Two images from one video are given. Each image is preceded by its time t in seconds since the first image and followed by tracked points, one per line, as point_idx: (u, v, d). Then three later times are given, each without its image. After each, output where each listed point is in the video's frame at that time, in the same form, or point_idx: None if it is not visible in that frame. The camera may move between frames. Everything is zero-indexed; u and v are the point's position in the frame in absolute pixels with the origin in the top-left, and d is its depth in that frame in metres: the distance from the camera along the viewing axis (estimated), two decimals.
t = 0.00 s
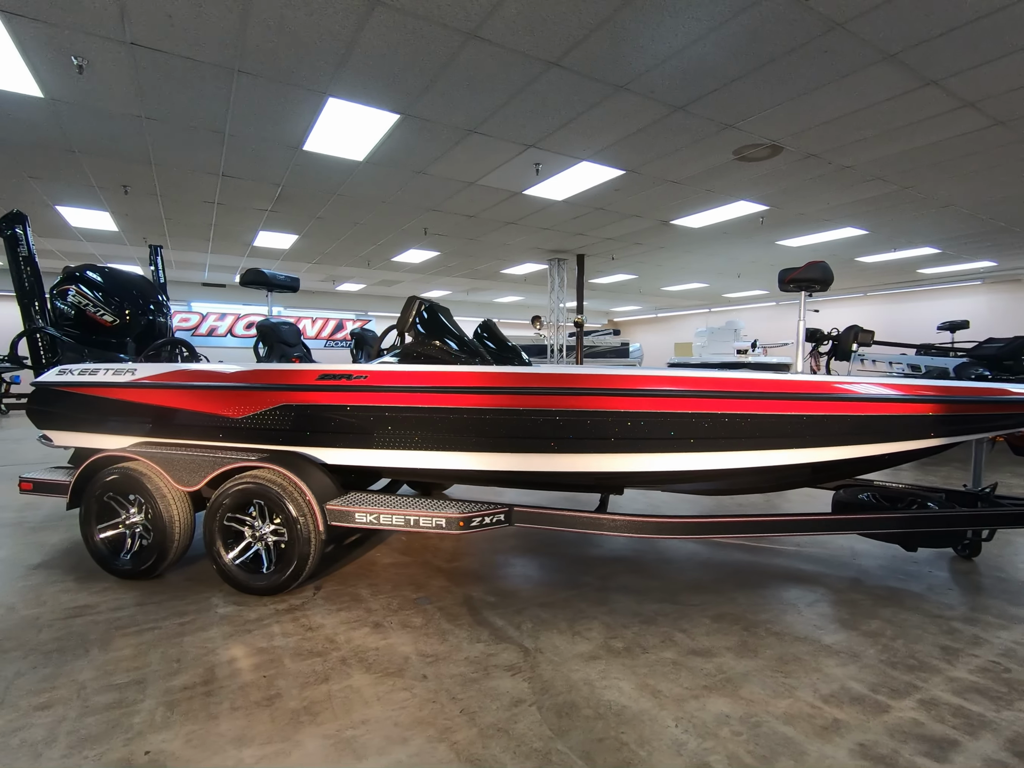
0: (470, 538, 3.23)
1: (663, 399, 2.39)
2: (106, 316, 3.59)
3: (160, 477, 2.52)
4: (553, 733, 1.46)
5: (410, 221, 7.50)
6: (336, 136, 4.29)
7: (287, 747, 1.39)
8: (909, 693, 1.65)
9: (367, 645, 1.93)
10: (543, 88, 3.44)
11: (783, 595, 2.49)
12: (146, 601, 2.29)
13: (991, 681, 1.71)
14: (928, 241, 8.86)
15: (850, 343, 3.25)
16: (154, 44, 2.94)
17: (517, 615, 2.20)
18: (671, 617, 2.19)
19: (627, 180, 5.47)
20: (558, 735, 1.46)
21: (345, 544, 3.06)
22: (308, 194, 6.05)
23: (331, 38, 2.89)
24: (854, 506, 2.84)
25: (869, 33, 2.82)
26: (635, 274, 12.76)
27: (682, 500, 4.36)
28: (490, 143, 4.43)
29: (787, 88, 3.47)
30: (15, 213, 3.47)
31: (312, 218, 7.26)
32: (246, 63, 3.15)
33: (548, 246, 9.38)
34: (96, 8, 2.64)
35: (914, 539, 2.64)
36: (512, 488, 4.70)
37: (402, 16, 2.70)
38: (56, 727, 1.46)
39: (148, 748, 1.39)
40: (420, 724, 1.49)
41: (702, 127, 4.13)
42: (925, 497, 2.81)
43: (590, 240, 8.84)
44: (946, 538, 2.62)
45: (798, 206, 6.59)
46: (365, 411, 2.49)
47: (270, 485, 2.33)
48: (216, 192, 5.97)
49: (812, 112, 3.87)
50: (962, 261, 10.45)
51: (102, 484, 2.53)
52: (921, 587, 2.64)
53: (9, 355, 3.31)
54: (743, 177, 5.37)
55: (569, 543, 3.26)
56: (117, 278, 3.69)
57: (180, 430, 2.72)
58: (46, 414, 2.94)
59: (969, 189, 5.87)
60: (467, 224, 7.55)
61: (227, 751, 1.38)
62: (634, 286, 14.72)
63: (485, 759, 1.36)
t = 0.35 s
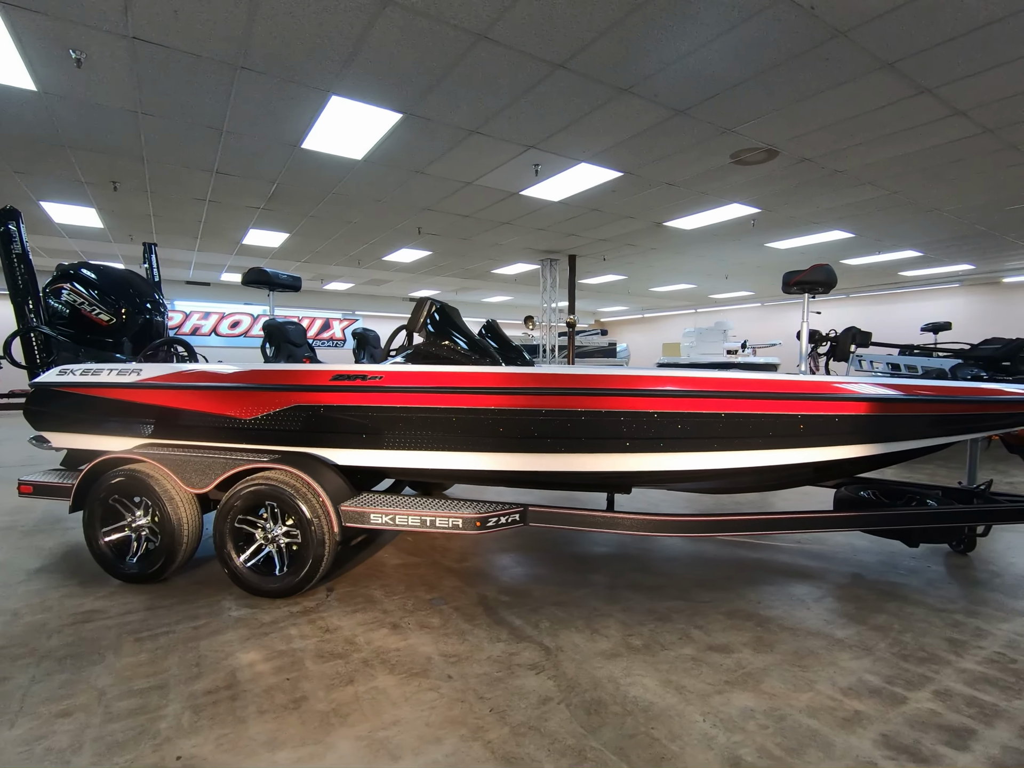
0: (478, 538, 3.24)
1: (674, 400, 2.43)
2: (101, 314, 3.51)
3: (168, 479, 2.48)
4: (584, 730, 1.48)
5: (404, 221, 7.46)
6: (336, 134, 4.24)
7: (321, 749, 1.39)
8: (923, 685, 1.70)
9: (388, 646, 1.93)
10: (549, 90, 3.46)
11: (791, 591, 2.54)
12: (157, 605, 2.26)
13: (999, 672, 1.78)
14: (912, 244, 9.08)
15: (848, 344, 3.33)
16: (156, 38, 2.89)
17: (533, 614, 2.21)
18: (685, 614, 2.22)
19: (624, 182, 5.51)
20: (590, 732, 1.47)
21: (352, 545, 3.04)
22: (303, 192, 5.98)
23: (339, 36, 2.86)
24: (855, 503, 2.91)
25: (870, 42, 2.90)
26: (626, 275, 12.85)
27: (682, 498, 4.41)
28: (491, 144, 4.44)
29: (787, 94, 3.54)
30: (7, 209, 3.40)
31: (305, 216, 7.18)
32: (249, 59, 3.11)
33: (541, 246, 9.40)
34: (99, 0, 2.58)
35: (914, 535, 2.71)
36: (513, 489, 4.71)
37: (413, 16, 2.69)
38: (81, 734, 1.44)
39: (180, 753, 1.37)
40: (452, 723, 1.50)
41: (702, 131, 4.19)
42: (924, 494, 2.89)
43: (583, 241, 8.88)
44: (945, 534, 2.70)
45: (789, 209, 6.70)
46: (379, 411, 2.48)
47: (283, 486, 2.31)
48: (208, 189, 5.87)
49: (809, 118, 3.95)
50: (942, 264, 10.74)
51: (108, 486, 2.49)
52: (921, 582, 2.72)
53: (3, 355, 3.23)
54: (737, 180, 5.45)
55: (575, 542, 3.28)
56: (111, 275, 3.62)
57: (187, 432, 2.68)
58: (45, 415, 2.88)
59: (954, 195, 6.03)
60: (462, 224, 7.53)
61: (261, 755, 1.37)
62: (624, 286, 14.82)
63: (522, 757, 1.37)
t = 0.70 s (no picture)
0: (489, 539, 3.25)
1: (692, 401, 2.47)
2: (103, 314, 3.45)
3: (184, 482, 2.46)
4: (623, 727, 1.50)
5: (401, 221, 7.42)
6: (340, 133, 4.22)
7: (366, 751, 1.39)
8: (941, 677, 1.76)
9: (416, 648, 1.93)
10: (558, 93, 3.49)
11: (802, 588, 2.59)
12: (175, 609, 2.23)
13: (1011, 664, 1.85)
14: (898, 248, 9.31)
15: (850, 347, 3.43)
16: (165, 34, 2.85)
17: (555, 613, 2.23)
18: (704, 612, 2.26)
19: (623, 185, 5.56)
20: (628, 729, 1.50)
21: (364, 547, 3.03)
22: (301, 192, 5.93)
23: (354, 37, 2.86)
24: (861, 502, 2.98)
25: (874, 52, 2.98)
26: (618, 276, 12.94)
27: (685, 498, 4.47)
28: (495, 146, 4.45)
29: (790, 102, 3.62)
30: (8, 206, 3.32)
31: (301, 215, 7.11)
32: (260, 58, 3.08)
33: (536, 247, 9.42)
34: None
35: (919, 532, 2.79)
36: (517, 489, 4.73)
37: (429, 18, 2.69)
38: (119, 740, 1.43)
39: (223, 757, 1.37)
40: (492, 723, 1.51)
41: (705, 136, 4.25)
42: (926, 492, 2.97)
43: (578, 242, 8.93)
44: (948, 531, 2.77)
45: (783, 213, 6.82)
46: (401, 413, 2.49)
47: (303, 488, 2.30)
48: (204, 187, 5.78)
49: (809, 124, 4.04)
50: (925, 268, 11.01)
51: (121, 489, 2.46)
52: (925, 578, 2.80)
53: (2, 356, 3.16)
54: (735, 184, 5.53)
55: (586, 542, 3.31)
56: (111, 274, 3.57)
57: (201, 434, 2.66)
58: (51, 417, 2.83)
59: (942, 200, 6.20)
60: (459, 224, 7.52)
61: (305, 758, 1.37)
62: (615, 287, 14.93)
63: (565, 754, 1.40)
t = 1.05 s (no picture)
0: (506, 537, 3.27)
1: (717, 400, 2.51)
2: (114, 313, 3.42)
3: (209, 482, 2.46)
4: (667, 721, 1.53)
5: (403, 221, 7.41)
6: (351, 132, 4.21)
7: (419, 747, 1.41)
8: (966, 668, 1.82)
9: (452, 645, 1.95)
10: (572, 96, 3.53)
11: (820, 584, 2.65)
12: (203, 610, 2.23)
13: None
14: (891, 250, 9.48)
15: (858, 347, 3.53)
16: (183, 31, 2.83)
17: (584, 611, 2.26)
18: (728, 608, 2.30)
19: (628, 187, 5.60)
20: (672, 722, 1.53)
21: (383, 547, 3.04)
22: (305, 191, 5.90)
23: (375, 38, 2.87)
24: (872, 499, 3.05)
25: (885, 60, 3.05)
26: (614, 276, 13.01)
27: (692, 496, 4.53)
28: (505, 146, 4.47)
29: (799, 107, 3.69)
30: (19, 205, 3.28)
31: (303, 214, 7.08)
32: (278, 57, 3.07)
33: (535, 248, 9.45)
34: None
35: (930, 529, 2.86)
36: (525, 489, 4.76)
37: (451, 20, 2.71)
38: (170, 739, 1.43)
39: (277, 755, 1.37)
40: (538, 718, 1.54)
41: (714, 139, 4.31)
42: (936, 490, 3.04)
43: (578, 243, 8.97)
44: (958, 527, 2.85)
45: (783, 215, 6.92)
46: (428, 413, 2.50)
47: (332, 488, 2.31)
48: (206, 185, 5.73)
49: (816, 129, 4.11)
50: (916, 270, 11.23)
51: (144, 490, 2.45)
52: (935, 573, 2.87)
53: (14, 355, 3.17)
54: (738, 187, 5.60)
55: (602, 540, 3.34)
56: (121, 272, 3.53)
57: (224, 434, 2.65)
58: (69, 417, 2.80)
59: (937, 204, 6.33)
60: (461, 224, 7.53)
61: (359, 754, 1.39)
62: (611, 287, 15.01)
63: (615, 747, 1.42)
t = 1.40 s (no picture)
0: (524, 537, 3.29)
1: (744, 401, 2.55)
2: (126, 312, 3.40)
3: (236, 483, 2.45)
4: (714, 715, 1.56)
5: (405, 221, 7.40)
6: (363, 131, 4.19)
7: (475, 744, 1.42)
8: (993, 661, 1.88)
9: (490, 644, 1.97)
10: (588, 98, 3.55)
11: (838, 581, 2.70)
12: (233, 612, 2.21)
13: None
14: (883, 253, 9.65)
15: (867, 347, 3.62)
16: (203, 28, 2.81)
17: (614, 609, 2.28)
18: (754, 606, 2.34)
19: (634, 189, 5.64)
20: (719, 716, 1.56)
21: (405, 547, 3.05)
22: (309, 190, 5.87)
23: (398, 38, 2.87)
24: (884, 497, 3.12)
25: (898, 67, 3.12)
26: (610, 277, 13.08)
27: (701, 495, 4.58)
28: (516, 147, 4.48)
29: (809, 112, 3.75)
30: (28, 200, 3.20)
31: (304, 213, 7.02)
32: (298, 55, 3.06)
33: (535, 248, 9.47)
34: None
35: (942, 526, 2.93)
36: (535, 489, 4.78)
37: (477, 22, 2.72)
38: (224, 741, 1.43)
39: (335, 754, 1.38)
40: (588, 714, 1.56)
41: (722, 143, 4.36)
42: (946, 488, 3.12)
43: (578, 244, 9.01)
44: (968, 524, 2.92)
45: (782, 218, 7.02)
46: (459, 413, 2.51)
47: (362, 488, 2.30)
48: (209, 183, 5.67)
49: (823, 134, 4.18)
50: (907, 273, 11.45)
51: (169, 491, 2.44)
52: (947, 570, 2.94)
53: (26, 355, 3.12)
54: (742, 190, 5.67)
55: (619, 539, 3.37)
56: (131, 271, 3.50)
57: (249, 434, 2.64)
58: (88, 418, 2.77)
59: (932, 208, 6.47)
60: (463, 224, 7.52)
61: (417, 752, 1.40)
62: (606, 288, 15.09)
63: (668, 742, 1.45)
